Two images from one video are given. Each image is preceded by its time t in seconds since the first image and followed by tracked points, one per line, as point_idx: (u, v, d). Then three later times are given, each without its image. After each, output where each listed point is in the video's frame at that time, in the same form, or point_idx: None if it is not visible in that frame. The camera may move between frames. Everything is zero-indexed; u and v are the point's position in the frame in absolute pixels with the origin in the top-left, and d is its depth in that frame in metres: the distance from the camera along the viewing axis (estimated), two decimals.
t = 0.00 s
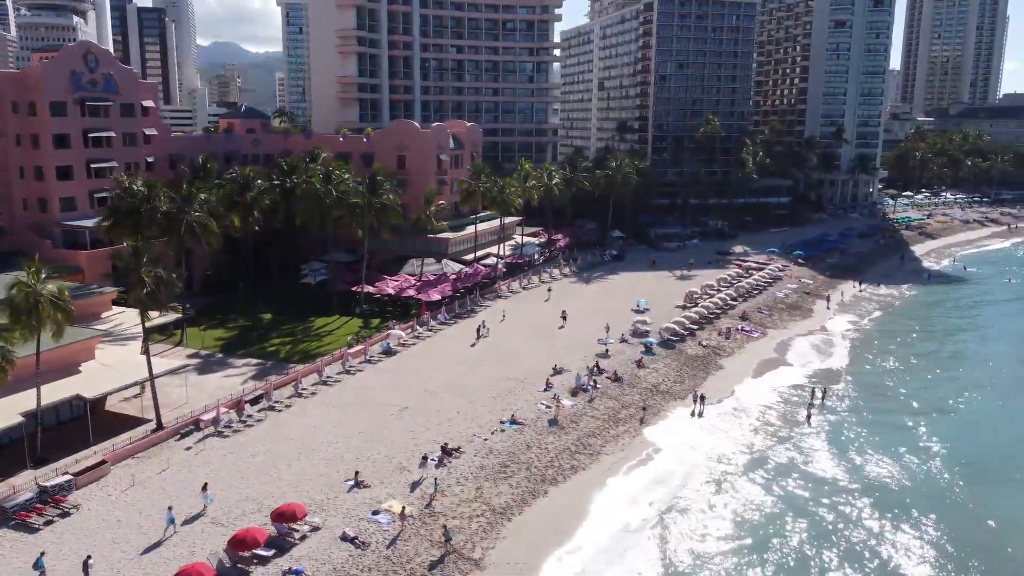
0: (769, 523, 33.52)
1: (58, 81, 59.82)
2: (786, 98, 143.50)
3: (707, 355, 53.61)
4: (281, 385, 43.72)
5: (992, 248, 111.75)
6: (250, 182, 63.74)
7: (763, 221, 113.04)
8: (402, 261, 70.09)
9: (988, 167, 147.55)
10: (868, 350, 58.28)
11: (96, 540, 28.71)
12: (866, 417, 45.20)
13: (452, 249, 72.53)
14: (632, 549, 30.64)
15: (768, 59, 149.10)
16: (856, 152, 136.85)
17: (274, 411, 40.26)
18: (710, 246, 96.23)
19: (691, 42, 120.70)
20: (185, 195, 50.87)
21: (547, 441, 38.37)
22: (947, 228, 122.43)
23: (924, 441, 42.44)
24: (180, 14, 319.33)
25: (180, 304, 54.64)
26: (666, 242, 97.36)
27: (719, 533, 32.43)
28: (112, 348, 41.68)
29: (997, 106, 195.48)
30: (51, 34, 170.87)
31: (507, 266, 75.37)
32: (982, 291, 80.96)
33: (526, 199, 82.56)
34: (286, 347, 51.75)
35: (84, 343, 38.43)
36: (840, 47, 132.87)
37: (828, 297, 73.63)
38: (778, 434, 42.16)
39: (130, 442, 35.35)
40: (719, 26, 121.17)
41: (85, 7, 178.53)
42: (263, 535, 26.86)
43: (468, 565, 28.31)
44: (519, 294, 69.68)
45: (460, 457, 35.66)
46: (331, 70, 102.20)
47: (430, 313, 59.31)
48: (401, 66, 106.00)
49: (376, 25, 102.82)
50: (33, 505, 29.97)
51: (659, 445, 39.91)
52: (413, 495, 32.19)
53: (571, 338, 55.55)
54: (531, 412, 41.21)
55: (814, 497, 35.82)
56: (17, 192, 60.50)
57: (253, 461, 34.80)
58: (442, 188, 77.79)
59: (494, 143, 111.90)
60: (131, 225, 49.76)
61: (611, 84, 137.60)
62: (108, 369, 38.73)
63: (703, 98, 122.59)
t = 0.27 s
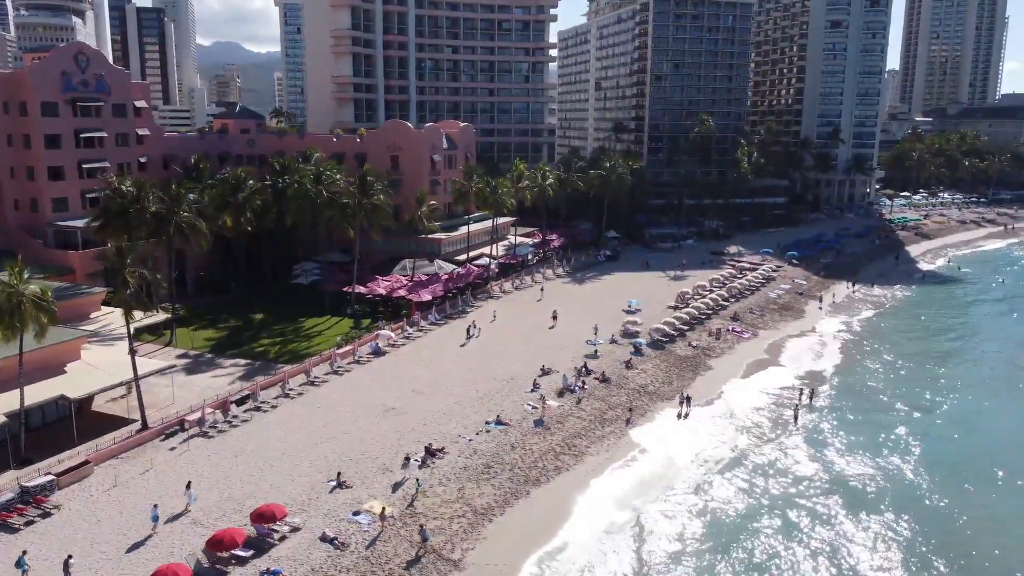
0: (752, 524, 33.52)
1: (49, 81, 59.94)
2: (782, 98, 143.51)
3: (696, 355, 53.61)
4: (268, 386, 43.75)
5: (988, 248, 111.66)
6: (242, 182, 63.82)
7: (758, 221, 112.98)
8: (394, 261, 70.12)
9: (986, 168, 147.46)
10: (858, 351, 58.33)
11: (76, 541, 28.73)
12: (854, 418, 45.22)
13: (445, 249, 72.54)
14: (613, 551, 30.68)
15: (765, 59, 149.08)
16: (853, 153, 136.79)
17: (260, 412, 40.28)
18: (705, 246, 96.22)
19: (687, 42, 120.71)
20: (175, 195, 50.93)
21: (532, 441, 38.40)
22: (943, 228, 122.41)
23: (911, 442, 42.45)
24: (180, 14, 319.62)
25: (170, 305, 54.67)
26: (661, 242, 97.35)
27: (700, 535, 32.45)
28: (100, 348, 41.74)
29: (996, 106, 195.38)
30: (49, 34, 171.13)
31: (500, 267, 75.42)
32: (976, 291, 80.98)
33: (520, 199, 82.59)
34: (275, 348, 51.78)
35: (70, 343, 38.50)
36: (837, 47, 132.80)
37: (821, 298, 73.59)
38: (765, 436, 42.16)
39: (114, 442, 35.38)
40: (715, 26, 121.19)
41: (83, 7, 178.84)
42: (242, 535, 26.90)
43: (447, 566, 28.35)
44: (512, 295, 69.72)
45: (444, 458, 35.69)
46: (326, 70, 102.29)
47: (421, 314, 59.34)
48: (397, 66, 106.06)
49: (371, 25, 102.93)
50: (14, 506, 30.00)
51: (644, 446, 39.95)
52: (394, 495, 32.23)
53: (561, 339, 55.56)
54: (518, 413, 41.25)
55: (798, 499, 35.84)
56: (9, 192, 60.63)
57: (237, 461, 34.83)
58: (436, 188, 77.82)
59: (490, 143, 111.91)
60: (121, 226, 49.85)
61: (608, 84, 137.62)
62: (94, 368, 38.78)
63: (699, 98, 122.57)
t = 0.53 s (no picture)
0: (755, 529, 33.20)
1: (68, 82, 61.05)
2: (804, 98, 142.01)
3: (707, 357, 53.21)
4: (277, 384, 44.08)
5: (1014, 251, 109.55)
6: (257, 182, 64.43)
7: (778, 222, 111.82)
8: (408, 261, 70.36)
9: (1014, 169, 144.69)
10: (875, 355, 57.54)
11: (82, 535, 29.16)
12: (867, 423, 44.60)
13: (459, 249, 72.65)
14: (614, 554, 30.52)
15: (787, 59, 147.64)
16: (876, 153, 134.93)
17: (268, 411, 40.59)
18: (722, 247, 95.43)
19: (706, 42, 119.88)
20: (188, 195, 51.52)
21: (536, 442, 38.35)
22: (968, 230, 120.37)
23: (924, 448, 41.80)
24: (205, 15, 323.58)
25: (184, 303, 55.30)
26: (677, 243, 96.72)
27: (702, 539, 32.18)
28: (112, 346, 42.36)
29: None
30: (77, 35, 174.16)
31: (514, 267, 75.38)
32: (999, 295, 79.53)
33: (535, 200, 82.47)
34: (286, 347, 52.18)
35: (82, 340, 39.16)
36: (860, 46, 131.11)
37: (839, 301, 72.65)
38: (775, 440, 41.72)
39: (123, 438, 35.88)
40: (736, 26, 120.20)
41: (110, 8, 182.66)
42: (242, 532, 27.14)
43: (445, 565, 28.41)
44: (525, 295, 69.64)
45: (448, 458, 35.75)
46: (344, 71, 102.96)
47: (432, 314, 59.49)
48: (415, 67, 106.44)
49: (389, 25, 103.45)
50: (22, 500, 30.53)
51: (651, 448, 39.73)
52: (396, 494, 32.33)
53: (571, 340, 55.42)
54: (524, 413, 41.19)
55: (804, 504, 35.45)
56: (29, 192, 61.81)
57: (242, 459, 35.16)
58: (450, 188, 77.97)
59: (507, 143, 111.93)
60: (136, 225, 50.48)
61: (627, 84, 137.06)
62: (105, 366, 39.37)
63: (719, 98, 121.66)
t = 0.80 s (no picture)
0: (748, 532, 33.04)
1: (75, 83, 61.72)
2: (815, 98, 141.11)
3: (707, 359, 53.04)
4: (275, 384, 44.33)
5: None
6: (262, 182, 64.83)
7: (786, 223, 111.26)
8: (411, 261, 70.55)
9: None
10: (878, 357, 57.13)
11: (74, 532, 29.50)
12: (867, 426, 44.27)
13: (462, 249, 72.74)
14: (604, 555, 30.49)
15: (797, 58, 146.69)
16: (887, 154, 133.92)
17: (264, 410, 40.86)
18: (729, 248, 95.03)
19: (715, 42, 119.38)
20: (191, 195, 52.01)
21: (530, 443, 38.37)
22: (979, 232, 119.28)
23: (923, 451, 41.43)
24: (219, 16, 325.76)
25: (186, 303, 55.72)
26: (684, 243, 96.42)
27: (693, 542, 32.07)
28: (112, 345, 42.80)
29: None
30: (91, 36, 175.68)
31: (518, 268, 75.42)
32: (1007, 297, 78.81)
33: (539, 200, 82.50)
34: (287, 346, 52.49)
35: (82, 339, 39.63)
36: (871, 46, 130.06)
37: (844, 302, 72.20)
38: (772, 442, 41.55)
39: (120, 436, 36.22)
40: (745, 26, 119.56)
41: (124, 9, 184.34)
42: (230, 530, 27.39)
43: (432, 565, 28.50)
44: (528, 295, 69.65)
45: (441, 458, 35.81)
46: (352, 71, 103.31)
47: (434, 314, 59.65)
48: (422, 67, 106.68)
49: (397, 26, 103.72)
50: (18, 497, 30.97)
51: (645, 450, 39.66)
52: (387, 494, 32.45)
53: (570, 340, 55.39)
54: (519, 414, 41.23)
55: (798, 507, 35.25)
56: (36, 192, 62.51)
57: (235, 458, 35.41)
58: (455, 189, 78.12)
59: (514, 143, 111.96)
60: (138, 225, 50.91)
61: (636, 84, 136.67)
62: (104, 364, 39.81)
63: (728, 99, 121.15)
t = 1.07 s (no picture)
0: (732, 534, 32.99)
1: (72, 84, 62.00)
2: (817, 98, 140.72)
3: (700, 360, 53.00)
4: (265, 384, 44.48)
5: None
6: (258, 182, 65.03)
7: (785, 224, 111.03)
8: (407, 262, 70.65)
9: None
10: (872, 358, 57.02)
11: (57, 530, 29.65)
12: (858, 428, 44.14)
13: (459, 250, 72.77)
14: (586, 556, 30.50)
15: (799, 58, 146.28)
16: (889, 154, 133.50)
17: (254, 409, 41.01)
18: (728, 249, 94.90)
19: (716, 42, 119.19)
20: (184, 195, 52.22)
21: (518, 443, 38.41)
22: (981, 233, 118.84)
23: (914, 453, 41.30)
24: (224, 16, 326.70)
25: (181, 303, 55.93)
26: (682, 244, 96.29)
27: (677, 544, 32.04)
28: (103, 344, 42.99)
29: None
30: (94, 36, 176.22)
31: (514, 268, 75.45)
32: (1005, 298, 78.55)
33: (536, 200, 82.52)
34: (280, 346, 52.63)
35: (72, 339, 39.83)
36: (873, 46, 129.66)
37: (840, 304, 72.04)
38: (761, 444, 41.51)
39: (108, 436, 36.38)
40: (745, 26, 119.19)
41: (128, 10, 185.36)
42: (211, 530, 27.52)
43: (413, 565, 28.59)
44: (523, 296, 69.67)
45: (426, 458, 35.88)
46: (352, 71, 103.48)
47: (428, 314, 59.72)
48: (422, 68, 106.78)
49: (396, 26, 103.83)
50: (3, 496, 31.13)
51: (634, 451, 39.67)
52: (371, 494, 32.54)
53: (563, 341, 55.37)
54: (507, 414, 41.27)
55: (784, 509, 35.19)
56: (33, 192, 62.82)
57: (222, 457, 35.56)
58: (452, 189, 78.20)
59: (514, 143, 111.97)
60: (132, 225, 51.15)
61: (637, 84, 136.52)
62: (93, 364, 40.00)
63: (728, 99, 120.92)
